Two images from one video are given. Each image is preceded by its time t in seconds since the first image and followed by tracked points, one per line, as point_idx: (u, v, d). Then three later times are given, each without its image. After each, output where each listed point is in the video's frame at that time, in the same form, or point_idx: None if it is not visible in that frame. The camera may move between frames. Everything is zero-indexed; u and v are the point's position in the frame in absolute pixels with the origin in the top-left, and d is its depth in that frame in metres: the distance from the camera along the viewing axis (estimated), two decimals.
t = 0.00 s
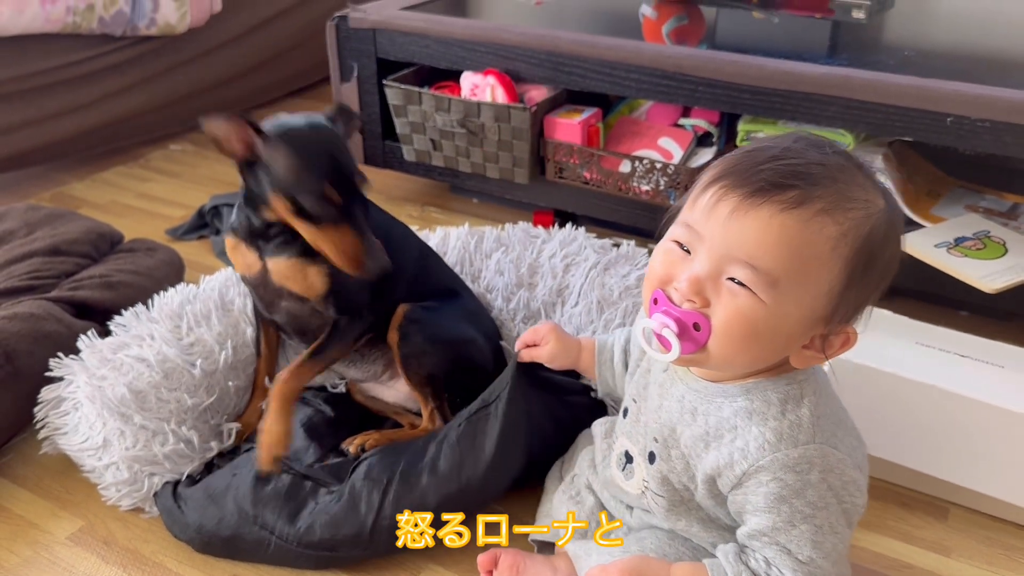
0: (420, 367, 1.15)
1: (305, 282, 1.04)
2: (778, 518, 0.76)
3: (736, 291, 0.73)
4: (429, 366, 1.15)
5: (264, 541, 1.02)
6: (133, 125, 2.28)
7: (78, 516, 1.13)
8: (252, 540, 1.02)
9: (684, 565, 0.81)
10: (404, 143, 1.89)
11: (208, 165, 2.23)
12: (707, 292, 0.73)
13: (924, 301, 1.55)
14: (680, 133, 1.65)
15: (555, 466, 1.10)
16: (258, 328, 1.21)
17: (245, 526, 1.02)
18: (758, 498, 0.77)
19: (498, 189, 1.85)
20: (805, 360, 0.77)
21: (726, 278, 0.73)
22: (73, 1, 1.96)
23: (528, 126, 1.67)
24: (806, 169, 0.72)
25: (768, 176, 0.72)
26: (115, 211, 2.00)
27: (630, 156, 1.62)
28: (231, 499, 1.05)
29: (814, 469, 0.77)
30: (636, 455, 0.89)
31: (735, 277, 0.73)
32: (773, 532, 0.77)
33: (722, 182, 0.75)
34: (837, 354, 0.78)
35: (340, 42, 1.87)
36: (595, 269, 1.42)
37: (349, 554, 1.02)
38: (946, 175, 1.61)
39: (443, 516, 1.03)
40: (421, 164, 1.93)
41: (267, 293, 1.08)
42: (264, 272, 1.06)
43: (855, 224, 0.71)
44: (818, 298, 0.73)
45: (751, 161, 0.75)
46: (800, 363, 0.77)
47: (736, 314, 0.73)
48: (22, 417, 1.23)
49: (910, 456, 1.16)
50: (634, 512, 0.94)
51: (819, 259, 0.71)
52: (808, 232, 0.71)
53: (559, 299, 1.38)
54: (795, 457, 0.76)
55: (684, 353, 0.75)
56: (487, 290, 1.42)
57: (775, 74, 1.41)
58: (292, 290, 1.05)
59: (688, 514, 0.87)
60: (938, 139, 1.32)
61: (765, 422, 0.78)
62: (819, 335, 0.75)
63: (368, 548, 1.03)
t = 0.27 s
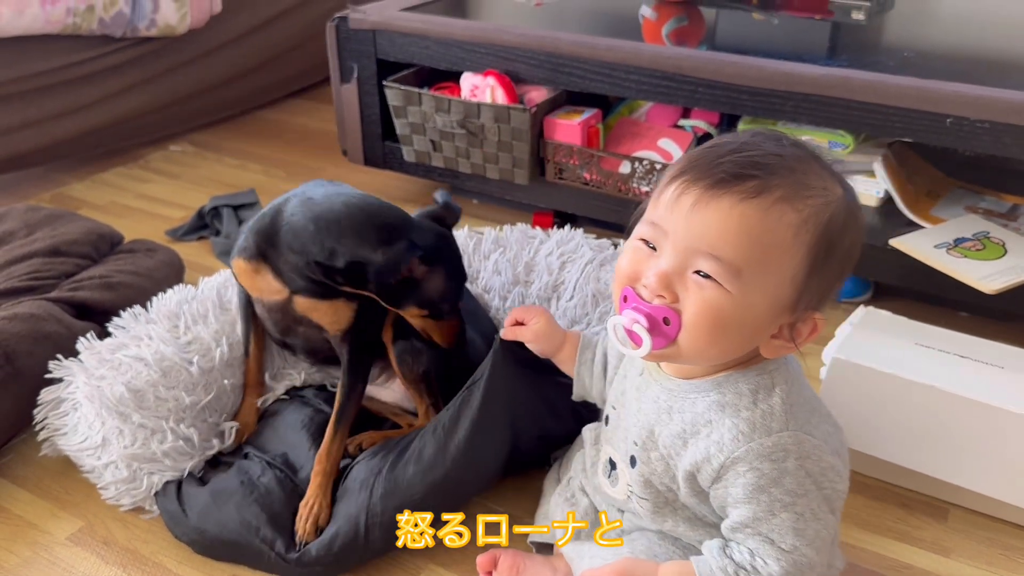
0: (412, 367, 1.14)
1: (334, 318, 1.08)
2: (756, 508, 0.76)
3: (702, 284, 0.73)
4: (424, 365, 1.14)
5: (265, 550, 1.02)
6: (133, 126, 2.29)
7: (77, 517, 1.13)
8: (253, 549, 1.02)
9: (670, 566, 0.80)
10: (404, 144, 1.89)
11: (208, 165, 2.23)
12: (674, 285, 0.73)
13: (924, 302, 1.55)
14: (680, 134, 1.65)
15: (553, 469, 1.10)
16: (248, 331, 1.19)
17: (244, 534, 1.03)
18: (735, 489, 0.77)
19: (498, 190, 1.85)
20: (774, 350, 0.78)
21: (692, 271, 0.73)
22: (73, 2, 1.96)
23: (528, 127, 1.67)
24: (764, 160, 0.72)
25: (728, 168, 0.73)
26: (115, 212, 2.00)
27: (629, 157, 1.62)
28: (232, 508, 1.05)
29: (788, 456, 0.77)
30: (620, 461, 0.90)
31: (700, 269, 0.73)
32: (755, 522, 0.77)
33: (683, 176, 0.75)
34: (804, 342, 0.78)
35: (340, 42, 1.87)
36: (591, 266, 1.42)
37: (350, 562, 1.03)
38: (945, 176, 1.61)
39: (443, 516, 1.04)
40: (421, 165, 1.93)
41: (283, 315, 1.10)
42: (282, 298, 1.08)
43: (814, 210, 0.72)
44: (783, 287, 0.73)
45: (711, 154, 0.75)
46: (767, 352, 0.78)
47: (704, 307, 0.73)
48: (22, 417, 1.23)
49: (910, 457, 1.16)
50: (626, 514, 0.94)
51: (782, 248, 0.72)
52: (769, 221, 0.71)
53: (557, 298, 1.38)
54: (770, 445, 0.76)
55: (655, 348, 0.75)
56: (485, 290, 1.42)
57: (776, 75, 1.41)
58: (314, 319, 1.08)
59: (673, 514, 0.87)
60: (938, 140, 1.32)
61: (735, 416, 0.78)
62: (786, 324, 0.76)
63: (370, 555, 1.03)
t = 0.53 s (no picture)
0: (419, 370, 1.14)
1: (341, 328, 1.07)
2: (753, 512, 0.76)
3: (705, 283, 0.72)
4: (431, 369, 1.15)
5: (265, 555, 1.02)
6: (133, 126, 2.28)
7: (77, 516, 1.13)
8: (253, 555, 1.02)
9: None
10: (404, 144, 1.89)
11: (208, 165, 2.23)
12: (676, 283, 0.73)
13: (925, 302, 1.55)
14: (680, 134, 1.65)
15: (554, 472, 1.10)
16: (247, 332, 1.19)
17: (244, 540, 1.03)
18: (732, 494, 0.77)
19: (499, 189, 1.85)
20: (776, 353, 0.77)
21: (694, 270, 0.73)
22: (73, 2, 1.96)
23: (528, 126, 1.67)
24: (772, 159, 0.72)
25: (735, 166, 0.72)
26: (115, 211, 2.00)
27: (630, 157, 1.62)
28: (233, 511, 1.05)
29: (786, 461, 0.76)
30: (611, 460, 0.90)
31: (702, 268, 0.72)
32: (751, 526, 0.76)
33: (689, 173, 0.75)
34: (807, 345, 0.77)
35: (340, 42, 1.87)
36: (596, 270, 1.42)
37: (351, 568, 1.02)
38: (945, 176, 1.62)
39: (443, 515, 1.05)
40: (420, 165, 1.93)
41: (292, 322, 1.10)
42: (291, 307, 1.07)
43: (820, 212, 0.71)
44: (787, 288, 0.73)
45: (718, 151, 0.74)
46: (768, 354, 0.77)
47: (705, 305, 0.72)
48: (21, 416, 1.23)
49: (910, 456, 1.16)
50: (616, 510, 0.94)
51: (786, 248, 0.71)
52: (775, 220, 0.71)
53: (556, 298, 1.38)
54: (769, 451, 0.76)
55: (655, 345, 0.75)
56: (487, 291, 1.42)
57: (776, 75, 1.41)
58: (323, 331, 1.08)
59: (666, 513, 0.88)
60: (938, 140, 1.32)
61: (733, 419, 0.78)
62: (788, 327, 0.75)
63: (372, 562, 1.03)
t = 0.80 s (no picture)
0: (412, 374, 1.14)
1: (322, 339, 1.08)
2: (821, 560, 0.77)
3: (811, 334, 0.73)
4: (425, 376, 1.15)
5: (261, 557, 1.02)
6: (132, 124, 2.28)
7: (76, 514, 1.13)
8: (249, 558, 1.02)
9: None
10: (403, 142, 1.89)
11: (207, 163, 2.22)
12: (780, 329, 0.74)
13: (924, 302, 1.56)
14: (679, 133, 1.65)
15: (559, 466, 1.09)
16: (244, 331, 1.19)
17: (240, 543, 1.03)
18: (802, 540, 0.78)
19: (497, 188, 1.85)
20: (868, 407, 0.78)
21: (801, 319, 0.73)
22: None
23: (527, 125, 1.67)
24: (902, 213, 0.72)
25: (863, 216, 0.73)
26: (113, 209, 2.00)
27: (629, 155, 1.62)
28: (231, 513, 1.05)
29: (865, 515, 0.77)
30: (662, 477, 0.89)
31: (811, 319, 0.73)
32: (813, 571, 0.77)
33: (810, 216, 0.75)
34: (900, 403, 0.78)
35: (339, 41, 1.87)
36: (595, 269, 1.41)
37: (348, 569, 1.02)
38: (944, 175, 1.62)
39: (443, 515, 1.05)
40: (419, 163, 1.93)
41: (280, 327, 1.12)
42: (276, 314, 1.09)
43: (943, 277, 0.72)
44: (893, 348, 0.73)
45: (844, 196, 0.75)
46: (861, 411, 0.78)
47: (810, 358, 0.73)
48: (20, 414, 1.23)
49: (908, 455, 1.16)
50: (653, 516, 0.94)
51: (901, 310, 0.72)
52: (894, 280, 0.71)
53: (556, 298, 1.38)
54: (853, 500, 0.77)
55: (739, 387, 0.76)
56: (487, 289, 1.42)
57: (775, 74, 1.41)
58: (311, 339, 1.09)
59: (720, 541, 0.87)
60: (937, 139, 1.32)
61: (826, 462, 0.78)
62: (886, 384, 0.76)
63: (368, 562, 1.03)
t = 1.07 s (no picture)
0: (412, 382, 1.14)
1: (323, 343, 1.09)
2: (812, 517, 0.74)
3: (846, 321, 0.71)
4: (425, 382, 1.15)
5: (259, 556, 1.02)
6: (131, 122, 2.28)
7: (74, 511, 1.13)
8: (246, 557, 1.02)
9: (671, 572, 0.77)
10: (401, 140, 1.89)
11: (205, 161, 2.22)
12: (816, 315, 0.73)
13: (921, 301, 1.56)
14: (677, 131, 1.65)
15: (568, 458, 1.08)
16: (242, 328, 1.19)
17: (237, 542, 1.02)
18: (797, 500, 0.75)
19: (495, 186, 1.85)
20: (903, 400, 0.76)
21: (837, 305, 0.72)
22: None
23: (526, 123, 1.67)
24: (943, 204, 0.70)
25: (905, 205, 0.71)
26: (111, 207, 2.00)
27: (627, 154, 1.62)
28: (232, 511, 1.05)
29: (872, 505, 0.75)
30: (692, 457, 0.89)
31: (847, 306, 0.71)
32: (796, 522, 0.74)
33: (852, 203, 0.73)
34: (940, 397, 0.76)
35: (337, 38, 1.87)
36: (593, 269, 1.41)
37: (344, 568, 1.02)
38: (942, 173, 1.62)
39: (443, 515, 1.04)
40: (418, 162, 1.93)
41: (282, 330, 1.12)
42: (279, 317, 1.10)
43: (986, 269, 0.70)
44: (930, 340, 0.71)
45: (886, 186, 0.73)
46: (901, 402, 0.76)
47: (844, 344, 0.72)
48: (17, 412, 1.23)
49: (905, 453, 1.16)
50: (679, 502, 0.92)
51: (940, 300, 0.70)
52: (934, 268, 0.69)
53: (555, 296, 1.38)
54: (865, 478, 0.76)
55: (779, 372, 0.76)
56: (485, 288, 1.42)
57: (774, 72, 1.41)
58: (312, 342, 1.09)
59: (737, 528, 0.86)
60: (936, 137, 1.32)
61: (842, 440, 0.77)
62: (924, 377, 0.74)
63: (365, 561, 1.02)
